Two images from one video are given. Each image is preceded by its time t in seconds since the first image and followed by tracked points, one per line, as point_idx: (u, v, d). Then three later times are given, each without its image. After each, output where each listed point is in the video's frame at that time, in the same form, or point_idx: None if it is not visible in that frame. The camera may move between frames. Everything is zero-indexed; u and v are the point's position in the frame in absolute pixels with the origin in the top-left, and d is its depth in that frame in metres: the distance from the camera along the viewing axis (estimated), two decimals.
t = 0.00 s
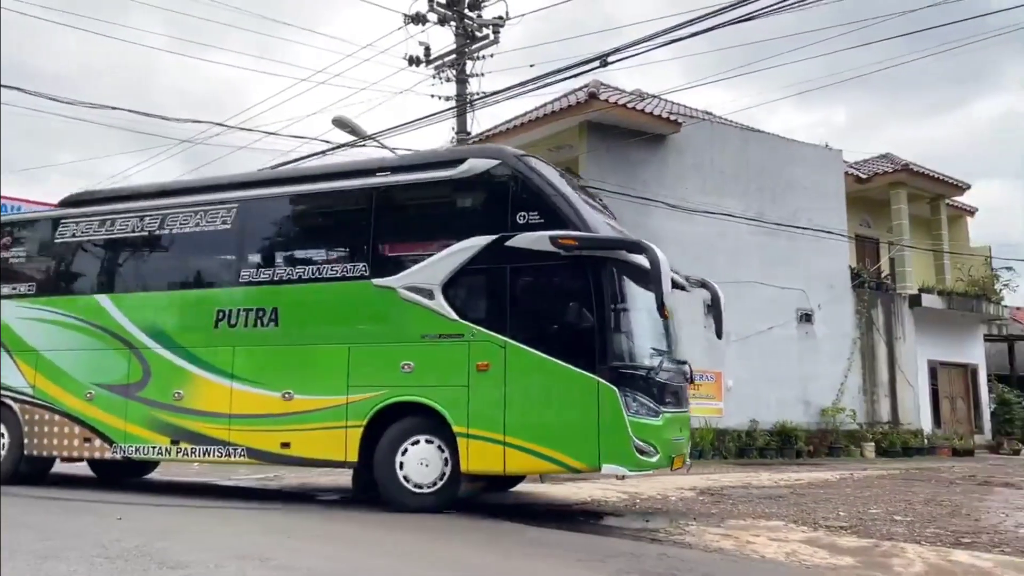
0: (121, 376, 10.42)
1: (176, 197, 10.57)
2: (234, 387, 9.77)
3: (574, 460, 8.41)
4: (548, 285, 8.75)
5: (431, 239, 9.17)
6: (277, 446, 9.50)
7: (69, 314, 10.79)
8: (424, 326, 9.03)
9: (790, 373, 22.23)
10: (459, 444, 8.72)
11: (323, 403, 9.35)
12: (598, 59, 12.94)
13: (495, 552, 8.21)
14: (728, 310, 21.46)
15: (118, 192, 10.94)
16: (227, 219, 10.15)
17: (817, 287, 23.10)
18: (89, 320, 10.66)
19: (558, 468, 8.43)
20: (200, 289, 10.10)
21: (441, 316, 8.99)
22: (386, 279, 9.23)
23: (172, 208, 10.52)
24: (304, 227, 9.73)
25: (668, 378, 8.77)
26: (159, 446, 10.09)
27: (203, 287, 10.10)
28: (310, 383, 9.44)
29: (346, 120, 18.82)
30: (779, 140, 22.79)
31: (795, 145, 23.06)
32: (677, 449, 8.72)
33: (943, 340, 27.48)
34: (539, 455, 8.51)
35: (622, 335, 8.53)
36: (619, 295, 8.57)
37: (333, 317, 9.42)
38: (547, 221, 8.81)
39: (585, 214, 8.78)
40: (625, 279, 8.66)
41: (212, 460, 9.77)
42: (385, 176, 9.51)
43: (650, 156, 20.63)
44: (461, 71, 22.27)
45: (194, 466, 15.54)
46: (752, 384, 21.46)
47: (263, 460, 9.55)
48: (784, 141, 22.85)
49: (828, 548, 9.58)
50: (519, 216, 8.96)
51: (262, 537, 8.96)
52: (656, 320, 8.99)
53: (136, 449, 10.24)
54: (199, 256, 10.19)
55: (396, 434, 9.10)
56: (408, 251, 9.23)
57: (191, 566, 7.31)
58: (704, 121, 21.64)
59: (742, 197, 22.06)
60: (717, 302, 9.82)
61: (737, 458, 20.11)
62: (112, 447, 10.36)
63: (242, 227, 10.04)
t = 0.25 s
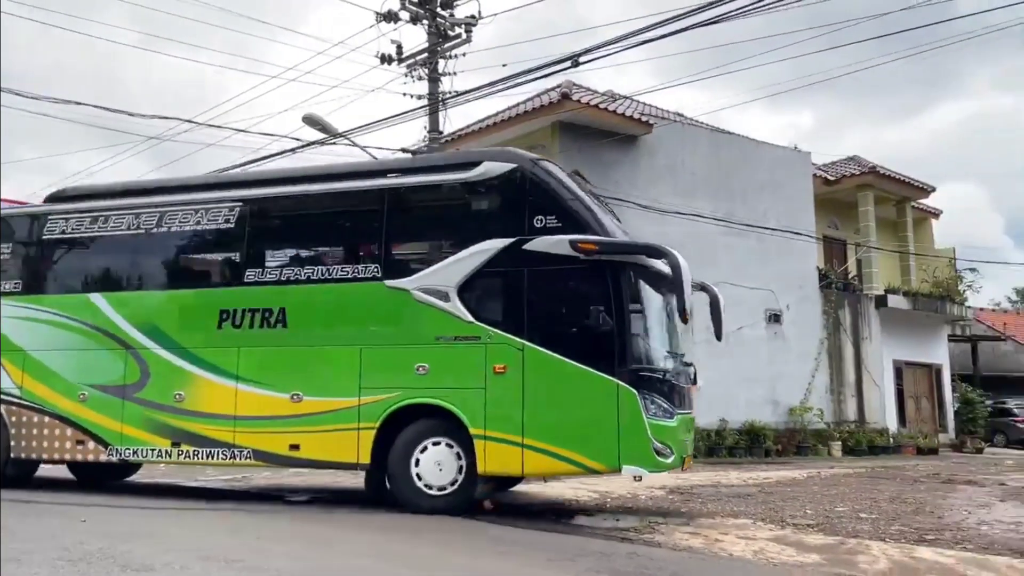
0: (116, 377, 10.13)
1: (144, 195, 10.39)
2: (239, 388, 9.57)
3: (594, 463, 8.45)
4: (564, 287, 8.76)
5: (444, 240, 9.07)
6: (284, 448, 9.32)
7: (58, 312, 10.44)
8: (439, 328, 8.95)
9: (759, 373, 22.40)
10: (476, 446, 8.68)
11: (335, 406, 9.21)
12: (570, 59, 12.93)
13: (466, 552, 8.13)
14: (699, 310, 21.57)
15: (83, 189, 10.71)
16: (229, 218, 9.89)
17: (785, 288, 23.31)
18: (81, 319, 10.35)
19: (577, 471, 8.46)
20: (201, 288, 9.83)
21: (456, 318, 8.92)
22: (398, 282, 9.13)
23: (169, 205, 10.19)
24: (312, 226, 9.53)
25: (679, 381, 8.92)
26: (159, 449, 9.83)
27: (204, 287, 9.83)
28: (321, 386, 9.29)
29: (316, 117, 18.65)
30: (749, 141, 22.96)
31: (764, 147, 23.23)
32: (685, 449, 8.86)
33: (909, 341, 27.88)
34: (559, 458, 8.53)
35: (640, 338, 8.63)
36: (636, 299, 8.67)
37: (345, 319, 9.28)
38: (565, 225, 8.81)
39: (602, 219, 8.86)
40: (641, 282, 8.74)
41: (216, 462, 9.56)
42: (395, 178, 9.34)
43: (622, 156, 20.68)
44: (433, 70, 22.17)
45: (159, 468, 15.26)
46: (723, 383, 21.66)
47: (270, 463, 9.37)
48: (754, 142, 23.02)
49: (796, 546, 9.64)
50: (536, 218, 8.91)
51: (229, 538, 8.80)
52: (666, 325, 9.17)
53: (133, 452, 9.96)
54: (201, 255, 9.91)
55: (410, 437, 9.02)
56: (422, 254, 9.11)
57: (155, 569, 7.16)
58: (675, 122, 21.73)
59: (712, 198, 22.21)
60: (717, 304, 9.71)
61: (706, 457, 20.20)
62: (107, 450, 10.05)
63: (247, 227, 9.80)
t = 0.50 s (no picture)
0: (115, 377, 9.75)
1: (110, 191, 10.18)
2: (245, 388, 9.34)
3: (610, 463, 8.50)
4: (578, 290, 8.82)
5: (456, 241, 9.02)
6: (293, 448, 9.14)
7: (53, 310, 10.01)
8: (453, 329, 8.90)
9: (734, 372, 22.53)
10: (490, 446, 8.66)
11: (345, 407, 9.06)
12: (548, 58, 12.91)
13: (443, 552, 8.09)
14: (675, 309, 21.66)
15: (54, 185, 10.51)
16: (234, 217, 9.64)
17: (761, 288, 23.47)
18: (76, 317, 9.93)
19: (593, 471, 8.50)
20: (205, 287, 9.56)
21: (470, 319, 8.89)
22: (410, 283, 9.04)
23: (171, 203, 9.87)
24: (321, 227, 9.36)
25: (689, 382, 9.09)
26: (161, 450, 9.54)
27: (207, 285, 9.56)
28: (330, 387, 9.13)
29: (291, 115, 18.49)
30: (725, 141, 23.07)
31: (740, 147, 23.35)
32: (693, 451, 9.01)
33: (882, 340, 28.18)
34: (574, 459, 8.56)
35: (654, 340, 8.76)
36: (649, 302, 8.80)
37: (356, 320, 9.15)
38: (578, 228, 8.87)
39: (615, 224, 8.99)
40: (653, 286, 8.91)
41: (221, 464, 9.32)
42: (405, 180, 9.27)
43: (599, 156, 20.69)
44: (411, 68, 22.06)
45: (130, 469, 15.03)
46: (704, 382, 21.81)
47: (277, 464, 9.18)
48: (729, 142, 23.12)
49: (770, 544, 9.69)
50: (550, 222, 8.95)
51: (202, 539, 8.69)
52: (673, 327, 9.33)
53: (133, 454, 9.61)
54: (203, 255, 9.64)
55: (423, 437, 8.91)
56: (434, 256, 9.05)
57: (125, 571, 7.06)
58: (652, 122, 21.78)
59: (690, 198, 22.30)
60: (718, 305, 9.53)
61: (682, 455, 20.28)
62: (105, 452, 9.69)
63: (252, 228, 9.56)
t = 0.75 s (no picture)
0: (117, 376, 9.57)
1: (79, 189, 10.00)
2: (253, 388, 9.26)
3: (623, 462, 8.64)
4: (590, 292, 8.92)
5: (468, 243, 9.06)
6: (303, 448, 9.11)
7: (50, 309, 9.74)
8: (466, 330, 8.93)
9: (711, 371, 22.68)
10: (504, 446, 8.75)
11: (357, 407, 9.05)
12: (527, 58, 12.91)
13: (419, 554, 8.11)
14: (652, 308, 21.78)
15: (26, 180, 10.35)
16: (242, 216, 9.51)
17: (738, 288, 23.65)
18: (75, 315, 9.70)
19: (607, 470, 8.63)
20: (211, 287, 9.44)
21: (483, 321, 8.93)
22: (422, 284, 9.04)
23: (176, 201, 9.70)
24: (332, 227, 9.29)
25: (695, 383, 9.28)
26: (166, 450, 9.40)
27: (213, 285, 9.44)
28: (341, 387, 9.11)
29: (269, 112, 18.36)
30: (703, 142, 23.22)
31: (717, 147, 23.51)
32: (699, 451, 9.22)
33: (857, 339, 28.49)
34: (588, 459, 8.69)
35: (666, 342, 8.92)
36: (661, 306, 8.94)
37: (368, 320, 9.12)
38: (593, 231, 8.98)
39: (628, 229, 9.12)
40: (665, 290, 9.06)
41: (229, 464, 9.23)
42: (417, 181, 9.26)
43: (578, 155, 20.74)
44: (390, 66, 21.98)
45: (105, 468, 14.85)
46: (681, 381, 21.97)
47: (286, 464, 9.14)
48: (707, 143, 23.27)
49: (744, 541, 9.79)
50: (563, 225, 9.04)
51: (177, 540, 8.63)
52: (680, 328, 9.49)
53: (136, 454, 9.45)
54: (207, 255, 9.52)
55: (435, 438, 8.98)
56: (447, 257, 9.07)
57: (99, 574, 7.02)
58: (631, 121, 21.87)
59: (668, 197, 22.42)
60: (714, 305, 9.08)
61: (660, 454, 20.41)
62: (107, 452, 9.51)
63: (259, 227, 9.45)
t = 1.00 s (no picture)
0: (122, 376, 9.49)
1: (54, 186, 9.87)
2: (264, 388, 9.23)
3: (636, 461, 8.80)
4: (603, 293, 9.03)
5: (481, 244, 9.13)
6: (315, 448, 9.11)
7: (50, 307, 9.59)
8: (479, 331, 9.00)
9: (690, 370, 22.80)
10: (519, 445, 8.86)
11: (370, 407, 9.08)
12: (507, 58, 12.93)
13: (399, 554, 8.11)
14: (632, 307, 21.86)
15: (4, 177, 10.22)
16: (251, 215, 9.48)
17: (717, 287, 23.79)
18: (77, 313, 9.58)
19: (620, 469, 8.78)
20: (220, 286, 9.39)
21: (497, 321, 9.01)
22: (435, 284, 9.10)
23: (183, 200, 9.61)
24: (345, 227, 9.30)
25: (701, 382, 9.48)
26: (175, 450, 9.33)
27: (223, 284, 9.39)
28: (354, 387, 9.12)
29: (248, 109, 18.23)
30: (683, 142, 23.36)
31: (698, 147, 23.64)
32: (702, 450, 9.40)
33: (834, 339, 28.76)
34: (601, 457, 8.82)
35: (677, 343, 9.08)
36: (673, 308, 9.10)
37: (381, 320, 9.14)
38: (605, 235, 9.13)
39: (639, 233, 9.29)
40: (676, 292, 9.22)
41: (239, 463, 9.21)
42: (430, 183, 9.30)
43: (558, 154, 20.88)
44: (370, 64, 21.90)
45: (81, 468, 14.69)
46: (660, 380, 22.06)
47: (298, 463, 9.14)
48: (688, 142, 23.40)
49: (723, 539, 9.85)
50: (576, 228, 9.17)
51: (153, 541, 8.58)
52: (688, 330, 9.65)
53: (143, 454, 9.38)
54: (215, 255, 9.47)
55: (448, 437, 9.07)
56: (460, 258, 9.12)
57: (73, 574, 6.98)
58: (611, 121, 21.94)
59: (649, 196, 22.52)
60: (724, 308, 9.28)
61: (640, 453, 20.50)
62: (112, 451, 9.42)
63: (269, 228, 9.42)
